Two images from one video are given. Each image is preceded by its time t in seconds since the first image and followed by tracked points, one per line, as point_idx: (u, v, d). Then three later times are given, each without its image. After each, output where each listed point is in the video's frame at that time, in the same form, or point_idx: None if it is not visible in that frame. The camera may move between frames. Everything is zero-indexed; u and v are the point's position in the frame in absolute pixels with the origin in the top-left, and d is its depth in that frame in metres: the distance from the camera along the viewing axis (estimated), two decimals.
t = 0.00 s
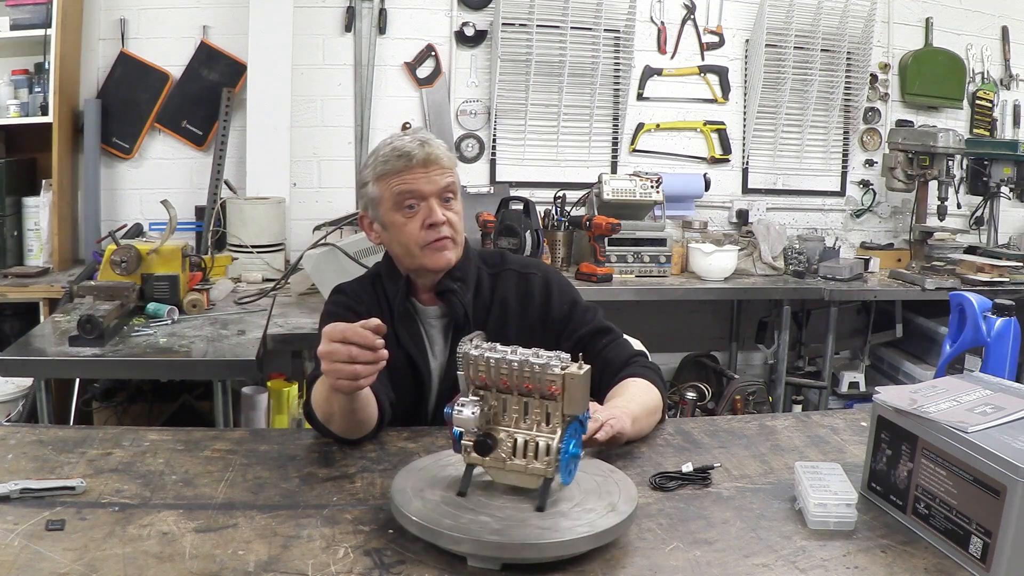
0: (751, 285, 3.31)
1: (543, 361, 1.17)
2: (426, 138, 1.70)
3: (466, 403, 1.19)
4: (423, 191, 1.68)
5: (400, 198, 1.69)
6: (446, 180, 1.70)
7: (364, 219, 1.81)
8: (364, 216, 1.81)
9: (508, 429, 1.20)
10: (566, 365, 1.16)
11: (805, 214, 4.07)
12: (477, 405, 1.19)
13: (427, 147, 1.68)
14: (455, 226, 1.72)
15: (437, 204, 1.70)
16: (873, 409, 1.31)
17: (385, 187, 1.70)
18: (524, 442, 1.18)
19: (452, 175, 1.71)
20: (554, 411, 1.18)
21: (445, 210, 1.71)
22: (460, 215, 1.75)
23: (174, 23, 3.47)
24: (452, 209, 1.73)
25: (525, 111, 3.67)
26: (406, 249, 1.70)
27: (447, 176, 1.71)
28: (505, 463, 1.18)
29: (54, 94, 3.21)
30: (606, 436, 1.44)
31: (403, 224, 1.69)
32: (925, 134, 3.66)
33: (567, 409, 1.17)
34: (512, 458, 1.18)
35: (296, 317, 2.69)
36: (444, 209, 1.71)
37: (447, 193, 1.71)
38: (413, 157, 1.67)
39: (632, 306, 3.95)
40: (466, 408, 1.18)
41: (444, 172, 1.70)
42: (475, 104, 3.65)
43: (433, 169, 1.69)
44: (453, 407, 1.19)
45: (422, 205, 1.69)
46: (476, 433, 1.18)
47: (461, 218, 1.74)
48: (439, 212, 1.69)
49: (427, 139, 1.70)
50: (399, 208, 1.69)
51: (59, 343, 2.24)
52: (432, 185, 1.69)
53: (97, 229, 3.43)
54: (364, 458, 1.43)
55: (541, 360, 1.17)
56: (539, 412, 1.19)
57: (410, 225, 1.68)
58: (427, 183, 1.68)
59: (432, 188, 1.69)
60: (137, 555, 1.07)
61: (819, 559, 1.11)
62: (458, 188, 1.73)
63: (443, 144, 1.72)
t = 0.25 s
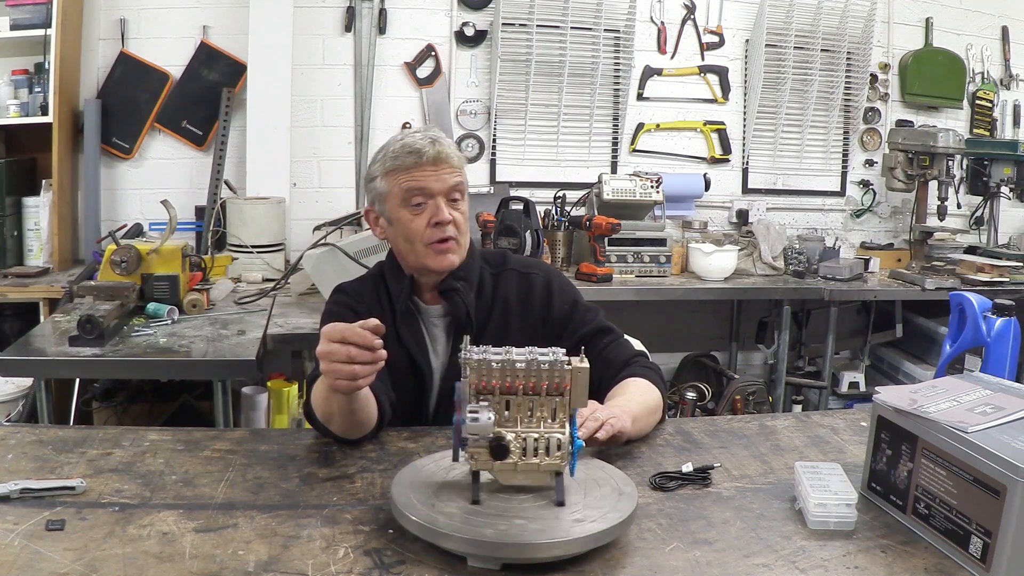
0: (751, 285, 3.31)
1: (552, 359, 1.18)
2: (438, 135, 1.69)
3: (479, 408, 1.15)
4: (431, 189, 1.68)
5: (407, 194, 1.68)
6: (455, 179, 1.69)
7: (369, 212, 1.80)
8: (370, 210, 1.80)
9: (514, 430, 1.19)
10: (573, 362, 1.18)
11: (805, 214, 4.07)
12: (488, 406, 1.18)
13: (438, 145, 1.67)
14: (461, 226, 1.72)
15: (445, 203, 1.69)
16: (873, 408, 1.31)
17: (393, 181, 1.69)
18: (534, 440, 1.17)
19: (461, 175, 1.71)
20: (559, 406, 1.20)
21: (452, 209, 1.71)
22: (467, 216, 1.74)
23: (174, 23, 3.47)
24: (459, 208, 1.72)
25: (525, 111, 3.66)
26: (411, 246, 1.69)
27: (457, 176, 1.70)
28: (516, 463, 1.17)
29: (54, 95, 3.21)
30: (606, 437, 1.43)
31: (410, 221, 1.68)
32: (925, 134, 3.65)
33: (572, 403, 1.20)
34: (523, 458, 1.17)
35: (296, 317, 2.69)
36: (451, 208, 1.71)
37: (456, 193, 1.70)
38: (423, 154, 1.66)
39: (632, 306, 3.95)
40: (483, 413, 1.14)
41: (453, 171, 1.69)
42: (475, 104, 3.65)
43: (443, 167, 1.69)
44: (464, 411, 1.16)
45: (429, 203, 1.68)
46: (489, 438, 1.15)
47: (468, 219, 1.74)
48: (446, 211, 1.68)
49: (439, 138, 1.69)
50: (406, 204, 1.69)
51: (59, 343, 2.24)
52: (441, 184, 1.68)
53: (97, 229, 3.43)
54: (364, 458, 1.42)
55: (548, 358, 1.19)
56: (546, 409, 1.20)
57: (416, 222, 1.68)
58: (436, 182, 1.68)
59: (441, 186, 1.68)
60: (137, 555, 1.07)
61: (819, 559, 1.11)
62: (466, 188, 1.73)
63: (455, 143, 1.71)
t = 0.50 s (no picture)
0: (751, 285, 3.31)
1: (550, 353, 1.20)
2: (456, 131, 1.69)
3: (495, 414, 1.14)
4: (443, 185, 1.67)
5: (420, 187, 1.68)
6: (469, 177, 1.69)
7: (383, 201, 1.80)
8: (384, 198, 1.80)
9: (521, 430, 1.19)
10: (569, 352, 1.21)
11: (805, 214, 4.07)
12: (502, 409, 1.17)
13: (455, 141, 1.66)
14: (471, 224, 1.71)
15: (456, 200, 1.69)
16: (873, 408, 1.31)
17: (407, 173, 1.69)
18: (540, 437, 1.18)
19: (476, 173, 1.70)
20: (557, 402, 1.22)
21: (463, 206, 1.70)
22: (479, 213, 1.74)
23: (174, 23, 3.47)
24: (471, 206, 1.72)
25: (525, 111, 3.66)
26: (419, 239, 1.70)
27: (471, 173, 1.69)
28: (528, 463, 1.17)
29: (54, 95, 3.21)
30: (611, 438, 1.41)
31: (420, 214, 1.69)
32: (925, 135, 3.66)
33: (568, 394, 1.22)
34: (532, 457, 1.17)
35: (296, 317, 2.69)
36: (463, 205, 1.70)
37: (468, 190, 1.70)
38: (439, 148, 1.66)
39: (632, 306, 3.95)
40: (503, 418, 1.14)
41: (469, 168, 1.69)
42: (475, 104, 3.65)
43: (458, 163, 1.68)
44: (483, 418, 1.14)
45: (440, 198, 1.68)
46: (505, 442, 1.15)
47: (479, 217, 1.73)
48: (456, 208, 1.68)
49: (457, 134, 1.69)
50: (417, 197, 1.69)
51: (59, 343, 2.24)
52: (454, 179, 1.68)
53: (97, 229, 3.43)
54: (365, 458, 1.43)
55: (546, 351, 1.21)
56: (546, 405, 1.21)
57: (426, 216, 1.68)
58: (449, 177, 1.68)
59: (454, 182, 1.68)
60: (137, 555, 1.07)
61: (819, 559, 1.11)
62: (479, 185, 1.72)
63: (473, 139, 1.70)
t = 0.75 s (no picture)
0: (752, 285, 3.31)
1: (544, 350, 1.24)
2: (472, 127, 1.70)
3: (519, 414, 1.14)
4: (452, 177, 1.68)
5: (430, 177, 1.69)
6: (479, 172, 1.69)
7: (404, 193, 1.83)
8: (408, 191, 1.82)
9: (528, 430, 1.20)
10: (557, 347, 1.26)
11: (805, 214, 4.07)
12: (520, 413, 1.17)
13: (468, 136, 1.68)
14: (478, 219, 1.70)
15: (464, 193, 1.69)
16: (873, 408, 1.31)
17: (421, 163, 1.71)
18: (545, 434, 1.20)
19: (489, 169, 1.70)
20: (550, 398, 1.24)
21: (471, 200, 1.69)
22: (490, 210, 1.72)
23: (174, 23, 3.47)
24: (481, 202, 1.70)
25: (525, 111, 3.66)
26: (424, 227, 1.71)
27: (482, 169, 1.69)
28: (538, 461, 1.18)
29: (54, 95, 3.21)
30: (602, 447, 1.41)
31: (427, 204, 1.70)
32: (925, 134, 3.66)
33: (559, 390, 1.26)
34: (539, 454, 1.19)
35: (296, 317, 2.69)
36: (471, 200, 1.70)
37: (477, 184, 1.69)
38: (452, 141, 1.67)
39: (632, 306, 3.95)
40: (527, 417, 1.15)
41: (481, 163, 1.69)
42: (475, 104, 3.65)
43: (471, 158, 1.69)
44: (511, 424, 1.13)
45: (450, 190, 1.69)
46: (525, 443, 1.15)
47: (490, 213, 1.72)
48: (462, 200, 1.68)
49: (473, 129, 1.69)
50: (427, 187, 1.70)
51: (59, 343, 2.24)
52: (464, 173, 1.68)
53: (97, 229, 3.43)
54: (365, 458, 1.43)
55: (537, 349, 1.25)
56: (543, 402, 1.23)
57: (432, 205, 1.70)
58: (460, 170, 1.68)
59: (462, 175, 1.68)
60: (137, 555, 1.07)
61: (819, 559, 1.11)
62: (492, 183, 1.71)
63: (488, 138, 1.71)
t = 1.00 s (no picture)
0: (752, 285, 3.31)
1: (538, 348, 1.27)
2: (475, 127, 1.69)
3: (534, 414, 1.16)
4: (455, 179, 1.69)
5: (434, 178, 1.70)
6: (481, 173, 1.69)
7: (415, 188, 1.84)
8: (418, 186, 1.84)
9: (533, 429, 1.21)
10: (547, 345, 1.29)
11: (805, 214, 4.07)
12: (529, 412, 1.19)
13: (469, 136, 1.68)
14: (482, 218, 1.72)
15: (467, 194, 1.69)
16: (873, 408, 1.31)
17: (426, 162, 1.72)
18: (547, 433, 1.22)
19: (492, 168, 1.70)
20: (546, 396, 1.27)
21: (475, 201, 1.70)
22: (494, 208, 1.73)
23: (174, 23, 3.47)
24: (485, 202, 1.71)
25: (525, 111, 3.66)
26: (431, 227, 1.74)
27: (485, 170, 1.69)
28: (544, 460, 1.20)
29: (54, 95, 3.21)
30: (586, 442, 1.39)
31: (432, 205, 1.72)
32: (925, 134, 3.66)
33: (550, 388, 1.29)
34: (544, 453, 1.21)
35: (296, 317, 2.69)
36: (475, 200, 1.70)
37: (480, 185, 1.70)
38: (454, 142, 1.67)
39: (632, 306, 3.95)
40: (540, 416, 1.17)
41: (484, 163, 1.69)
42: (475, 104, 3.65)
43: (473, 157, 1.69)
44: (528, 424, 1.15)
45: (453, 190, 1.70)
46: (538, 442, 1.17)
47: (494, 211, 1.73)
48: (465, 202, 1.69)
49: (475, 129, 1.69)
50: (432, 188, 1.71)
51: (59, 343, 2.24)
52: (466, 174, 1.69)
53: (97, 229, 3.43)
54: (365, 458, 1.43)
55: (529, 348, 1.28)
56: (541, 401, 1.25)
57: (437, 206, 1.71)
58: (462, 171, 1.68)
59: (465, 176, 1.68)
60: (136, 555, 1.07)
61: (819, 559, 1.11)
62: (495, 182, 1.71)
63: (491, 137, 1.70)
